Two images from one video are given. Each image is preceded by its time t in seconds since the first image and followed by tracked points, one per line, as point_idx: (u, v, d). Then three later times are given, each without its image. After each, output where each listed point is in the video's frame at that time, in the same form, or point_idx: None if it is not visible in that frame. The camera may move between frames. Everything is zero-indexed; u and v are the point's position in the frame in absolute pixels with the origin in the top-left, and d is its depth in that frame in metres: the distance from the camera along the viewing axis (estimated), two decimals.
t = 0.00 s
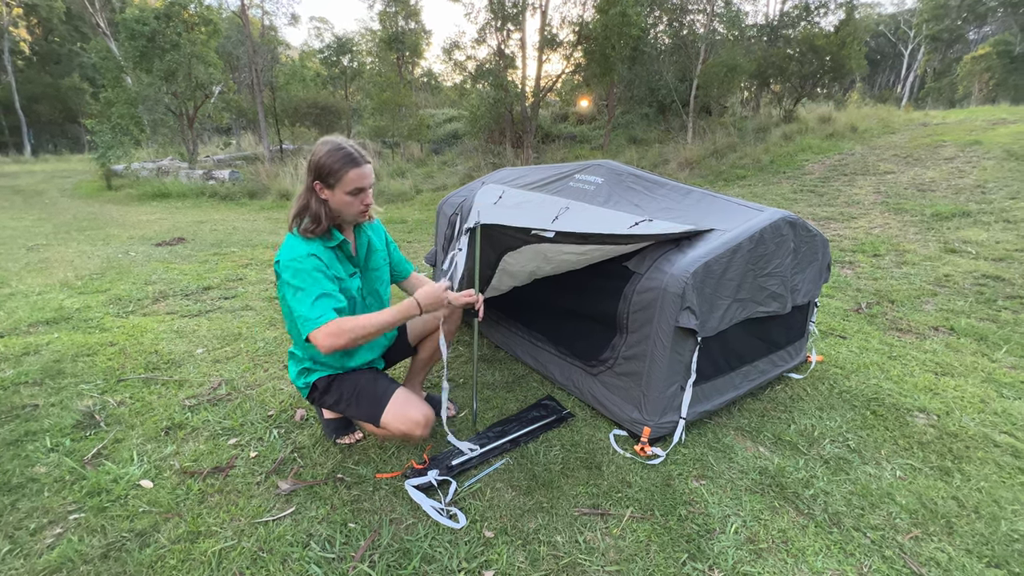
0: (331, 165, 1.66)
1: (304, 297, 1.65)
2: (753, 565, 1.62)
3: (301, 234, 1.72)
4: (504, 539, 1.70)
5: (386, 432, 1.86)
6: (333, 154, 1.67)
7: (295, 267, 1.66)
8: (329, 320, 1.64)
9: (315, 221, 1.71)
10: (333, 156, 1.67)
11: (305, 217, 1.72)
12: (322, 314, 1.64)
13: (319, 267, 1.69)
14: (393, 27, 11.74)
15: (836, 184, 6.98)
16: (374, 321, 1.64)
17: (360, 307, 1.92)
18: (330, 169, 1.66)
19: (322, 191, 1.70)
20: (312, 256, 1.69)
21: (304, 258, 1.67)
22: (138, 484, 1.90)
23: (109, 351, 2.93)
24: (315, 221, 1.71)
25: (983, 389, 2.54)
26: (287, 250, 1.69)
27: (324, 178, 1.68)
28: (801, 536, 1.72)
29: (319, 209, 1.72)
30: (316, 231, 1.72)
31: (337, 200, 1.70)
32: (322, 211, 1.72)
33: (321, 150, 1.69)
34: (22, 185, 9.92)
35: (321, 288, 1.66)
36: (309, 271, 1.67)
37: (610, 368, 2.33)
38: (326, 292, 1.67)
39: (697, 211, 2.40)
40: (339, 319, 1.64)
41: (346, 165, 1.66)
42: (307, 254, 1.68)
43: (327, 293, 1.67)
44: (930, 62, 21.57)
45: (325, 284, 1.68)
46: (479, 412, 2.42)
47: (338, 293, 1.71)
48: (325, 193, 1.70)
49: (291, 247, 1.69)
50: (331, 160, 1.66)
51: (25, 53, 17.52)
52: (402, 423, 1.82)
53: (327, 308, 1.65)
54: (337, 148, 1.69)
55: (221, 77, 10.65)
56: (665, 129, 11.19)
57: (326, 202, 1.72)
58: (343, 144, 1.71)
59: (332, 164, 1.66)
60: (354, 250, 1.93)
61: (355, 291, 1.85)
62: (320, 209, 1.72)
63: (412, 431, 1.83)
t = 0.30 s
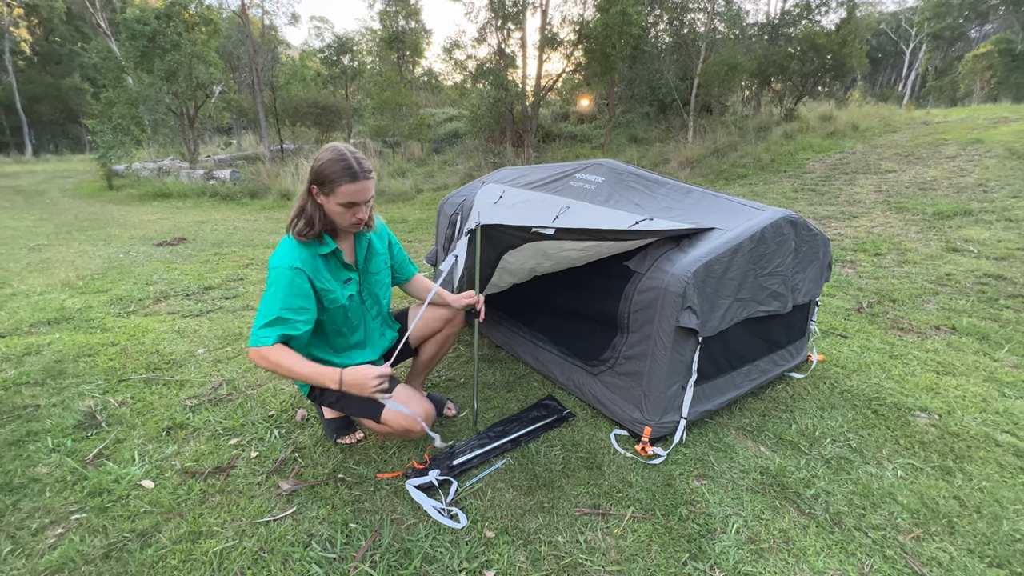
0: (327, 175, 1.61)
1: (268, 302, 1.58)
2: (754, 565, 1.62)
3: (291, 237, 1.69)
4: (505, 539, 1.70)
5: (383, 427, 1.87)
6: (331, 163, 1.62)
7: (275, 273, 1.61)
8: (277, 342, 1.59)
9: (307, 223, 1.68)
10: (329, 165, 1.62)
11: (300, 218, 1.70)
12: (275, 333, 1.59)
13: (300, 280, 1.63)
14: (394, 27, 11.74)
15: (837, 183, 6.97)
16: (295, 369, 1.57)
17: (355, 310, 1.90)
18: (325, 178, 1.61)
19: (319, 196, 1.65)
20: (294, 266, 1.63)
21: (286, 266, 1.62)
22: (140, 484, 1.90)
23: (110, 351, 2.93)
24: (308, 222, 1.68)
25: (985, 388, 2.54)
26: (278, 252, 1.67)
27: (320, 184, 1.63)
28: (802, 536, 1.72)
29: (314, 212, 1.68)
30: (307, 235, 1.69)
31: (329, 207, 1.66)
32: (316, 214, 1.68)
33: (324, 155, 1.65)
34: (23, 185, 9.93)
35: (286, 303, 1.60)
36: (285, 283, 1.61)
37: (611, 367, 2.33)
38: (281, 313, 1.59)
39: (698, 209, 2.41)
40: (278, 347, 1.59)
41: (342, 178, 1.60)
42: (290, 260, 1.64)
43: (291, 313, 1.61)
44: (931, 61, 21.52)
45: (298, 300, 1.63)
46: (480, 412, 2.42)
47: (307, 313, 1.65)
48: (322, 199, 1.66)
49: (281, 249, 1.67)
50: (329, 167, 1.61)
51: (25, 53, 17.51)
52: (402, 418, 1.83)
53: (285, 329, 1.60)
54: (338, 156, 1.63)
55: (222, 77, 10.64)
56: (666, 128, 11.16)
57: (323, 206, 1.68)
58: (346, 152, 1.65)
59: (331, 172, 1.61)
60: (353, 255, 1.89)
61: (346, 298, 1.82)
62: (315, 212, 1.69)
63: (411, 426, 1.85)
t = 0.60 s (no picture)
0: (319, 176, 1.57)
1: (249, 299, 1.54)
2: (755, 563, 1.62)
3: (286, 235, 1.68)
4: (506, 538, 1.71)
5: (383, 427, 1.87)
6: (323, 164, 1.58)
7: (262, 271, 1.58)
8: (247, 342, 1.51)
9: (300, 223, 1.66)
10: (322, 166, 1.58)
11: (294, 217, 1.67)
12: (249, 332, 1.51)
13: (286, 282, 1.60)
14: (394, 26, 11.73)
15: (839, 182, 6.96)
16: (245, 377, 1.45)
17: (351, 310, 1.89)
18: (316, 179, 1.57)
19: (311, 196, 1.62)
20: (282, 266, 1.60)
21: (274, 266, 1.59)
22: (143, 482, 1.90)
23: (112, 350, 2.94)
24: (301, 222, 1.66)
25: (986, 387, 2.53)
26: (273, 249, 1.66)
27: (311, 185, 1.60)
28: (803, 535, 1.72)
29: (307, 211, 1.65)
30: (300, 235, 1.67)
31: (320, 209, 1.62)
32: (309, 214, 1.65)
33: (321, 155, 1.62)
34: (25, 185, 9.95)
35: (266, 301, 1.55)
36: (270, 282, 1.57)
37: (612, 366, 2.33)
38: (259, 312, 1.53)
39: (698, 208, 2.41)
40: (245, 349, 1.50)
41: (332, 180, 1.56)
42: (280, 259, 1.62)
43: (269, 314, 1.56)
44: (934, 59, 21.38)
45: (280, 301, 1.59)
46: (481, 410, 2.43)
47: (287, 317, 1.61)
48: (315, 199, 1.63)
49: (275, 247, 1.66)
50: (321, 168, 1.57)
51: (27, 52, 17.53)
52: (402, 417, 1.83)
53: (261, 329, 1.54)
54: (334, 159, 1.59)
55: (223, 76, 10.65)
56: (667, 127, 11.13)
57: (315, 206, 1.65)
58: (342, 157, 1.61)
59: (323, 174, 1.57)
60: (352, 257, 1.87)
61: (339, 301, 1.81)
62: (307, 212, 1.66)
63: (413, 426, 1.86)
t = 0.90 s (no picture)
0: (329, 180, 1.56)
1: (254, 303, 1.54)
2: (758, 562, 1.62)
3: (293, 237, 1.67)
4: (508, 536, 1.71)
5: (388, 425, 1.88)
6: (334, 170, 1.57)
7: (269, 273, 1.58)
8: (253, 346, 1.53)
9: (308, 227, 1.65)
10: (332, 171, 1.57)
11: (302, 221, 1.67)
12: (255, 335, 1.53)
13: (291, 286, 1.59)
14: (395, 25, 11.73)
15: (841, 181, 6.95)
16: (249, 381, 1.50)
17: (355, 312, 1.90)
18: (326, 184, 1.56)
19: (320, 200, 1.61)
20: (288, 269, 1.60)
21: (280, 269, 1.58)
22: (146, 480, 1.91)
23: (115, 348, 2.95)
24: (310, 226, 1.65)
25: (989, 387, 2.53)
26: (280, 250, 1.65)
27: (321, 189, 1.59)
28: (805, 533, 1.72)
29: (315, 215, 1.65)
30: (308, 239, 1.66)
31: (329, 212, 1.62)
32: (318, 219, 1.65)
33: (331, 159, 1.61)
34: (27, 184, 9.97)
35: (272, 304, 1.56)
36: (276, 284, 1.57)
37: (614, 365, 2.33)
38: (264, 316, 1.54)
39: (701, 207, 2.40)
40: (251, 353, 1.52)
41: (342, 185, 1.56)
42: (287, 262, 1.61)
43: (275, 317, 1.56)
44: (936, 58, 21.12)
45: (287, 305, 1.59)
46: (483, 409, 2.43)
47: (292, 319, 1.61)
48: (323, 203, 1.62)
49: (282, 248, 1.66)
50: (330, 173, 1.57)
51: (30, 52, 17.59)
52: (406, 416, 1.85)
53: (267, 332, 1.55)
54: (342, 163, 1.59)
55: (224, 75, 10.66)
56: (669, 126, 11.12)
57: (324, 211, 1.64)
58: (350, 160, 1.60)
59: (332, 179, 1.56)
60: (357, 259, 1.87)
61: (343, 303, 1.81)
62: (316, 215, 1.65)
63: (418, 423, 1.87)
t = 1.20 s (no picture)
0: (348, 190, 1.55)
1: (276, 313, 1.54)
2: (760, 562, 1.61)
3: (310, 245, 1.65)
4: (510, 535, 1.71)
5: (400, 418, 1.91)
6: (351, 179, 1.55)
7: (287, 284, 1.57)
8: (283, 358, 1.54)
9: (325, 236, 1.62)
10: (350, 180, 1.55)
11: (316, 229, 1.64)
12: (282, 347, 1.53)
13: (310, 294, 1.59)
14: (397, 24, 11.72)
15: (844, 180, 6.93)
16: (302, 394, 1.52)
17: (362, 317, 1.91)
18: (346, 192, 1.54)
19: (336, 209, 1.59)
20: (308, 277, 1.59)
21: (301, 280, 1.58)
22: (148, 478, 1.91)
23: (117, 347, 2.96)
24: (326, 235, 1.62)
25: (993, 387, 2.52)
26: (295, 262, 1.62)
27: (339, 197, 1.56)
28: (808, 534, 1.71)
29: (330, 224, 1.62)
30: (325, 248, 1.64)
31: (347, 221, 1.60)
32: (333, 227, 1.62)
33: (345, 168, 1.59)
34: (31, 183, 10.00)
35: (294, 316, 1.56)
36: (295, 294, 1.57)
37: (616, 364, 2.33)
38: (287, 326, 1.54)
39: (702, 205, 2.40)
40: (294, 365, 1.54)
41: (360, 192, 1.54)
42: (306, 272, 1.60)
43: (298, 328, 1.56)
44: (939, 57, 21.06)
45: (306, 316, 1.58)
46: (485, 408, 2.43)
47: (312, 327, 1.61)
48: (338, 211, 1.60)
49: (296, 257, 1.64)
50: (347, 181, 1.55)
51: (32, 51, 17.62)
52: (414, 408, 1.89)
53: (294, 342, 1.56)
54: (357, 170, 1.57)
55: (227, 74, 10.67)
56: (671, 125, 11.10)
57: (340, 219, 1.61)
58: (365, 168, 1.59)
59: (349, 187, 1.54)
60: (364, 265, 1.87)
61: (354, 310, 1.81)
62: (332, 224, 1.62)
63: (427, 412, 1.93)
